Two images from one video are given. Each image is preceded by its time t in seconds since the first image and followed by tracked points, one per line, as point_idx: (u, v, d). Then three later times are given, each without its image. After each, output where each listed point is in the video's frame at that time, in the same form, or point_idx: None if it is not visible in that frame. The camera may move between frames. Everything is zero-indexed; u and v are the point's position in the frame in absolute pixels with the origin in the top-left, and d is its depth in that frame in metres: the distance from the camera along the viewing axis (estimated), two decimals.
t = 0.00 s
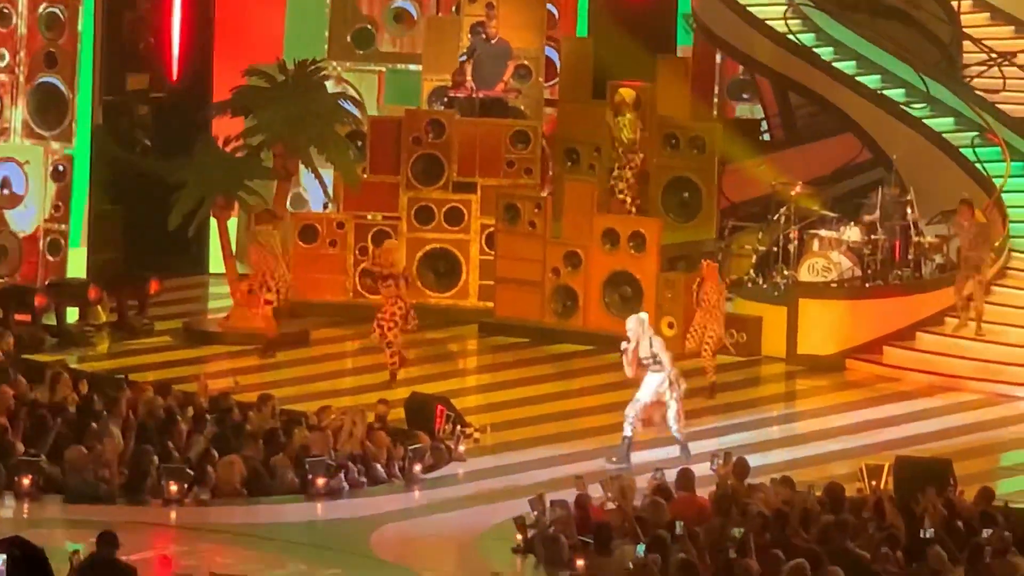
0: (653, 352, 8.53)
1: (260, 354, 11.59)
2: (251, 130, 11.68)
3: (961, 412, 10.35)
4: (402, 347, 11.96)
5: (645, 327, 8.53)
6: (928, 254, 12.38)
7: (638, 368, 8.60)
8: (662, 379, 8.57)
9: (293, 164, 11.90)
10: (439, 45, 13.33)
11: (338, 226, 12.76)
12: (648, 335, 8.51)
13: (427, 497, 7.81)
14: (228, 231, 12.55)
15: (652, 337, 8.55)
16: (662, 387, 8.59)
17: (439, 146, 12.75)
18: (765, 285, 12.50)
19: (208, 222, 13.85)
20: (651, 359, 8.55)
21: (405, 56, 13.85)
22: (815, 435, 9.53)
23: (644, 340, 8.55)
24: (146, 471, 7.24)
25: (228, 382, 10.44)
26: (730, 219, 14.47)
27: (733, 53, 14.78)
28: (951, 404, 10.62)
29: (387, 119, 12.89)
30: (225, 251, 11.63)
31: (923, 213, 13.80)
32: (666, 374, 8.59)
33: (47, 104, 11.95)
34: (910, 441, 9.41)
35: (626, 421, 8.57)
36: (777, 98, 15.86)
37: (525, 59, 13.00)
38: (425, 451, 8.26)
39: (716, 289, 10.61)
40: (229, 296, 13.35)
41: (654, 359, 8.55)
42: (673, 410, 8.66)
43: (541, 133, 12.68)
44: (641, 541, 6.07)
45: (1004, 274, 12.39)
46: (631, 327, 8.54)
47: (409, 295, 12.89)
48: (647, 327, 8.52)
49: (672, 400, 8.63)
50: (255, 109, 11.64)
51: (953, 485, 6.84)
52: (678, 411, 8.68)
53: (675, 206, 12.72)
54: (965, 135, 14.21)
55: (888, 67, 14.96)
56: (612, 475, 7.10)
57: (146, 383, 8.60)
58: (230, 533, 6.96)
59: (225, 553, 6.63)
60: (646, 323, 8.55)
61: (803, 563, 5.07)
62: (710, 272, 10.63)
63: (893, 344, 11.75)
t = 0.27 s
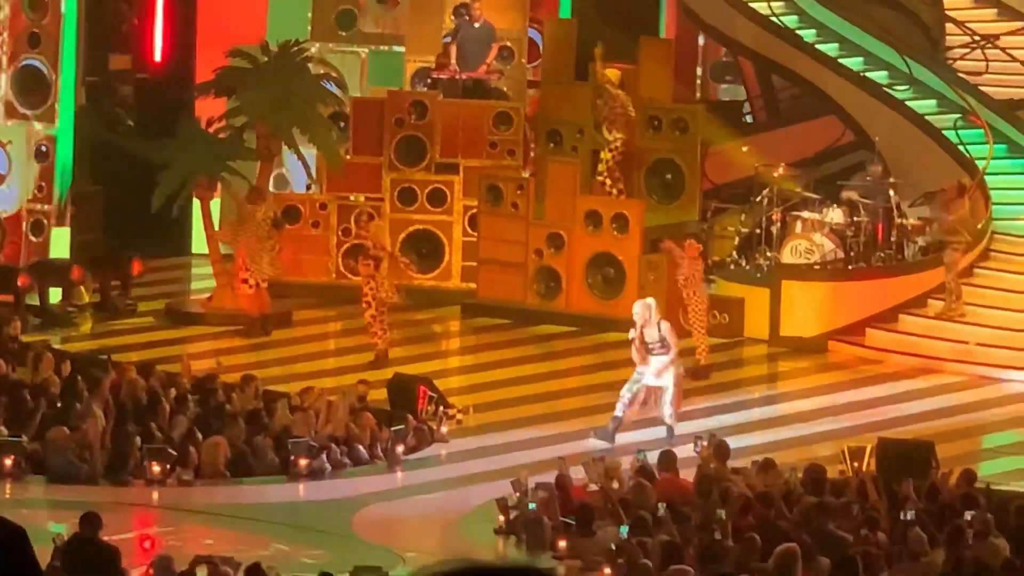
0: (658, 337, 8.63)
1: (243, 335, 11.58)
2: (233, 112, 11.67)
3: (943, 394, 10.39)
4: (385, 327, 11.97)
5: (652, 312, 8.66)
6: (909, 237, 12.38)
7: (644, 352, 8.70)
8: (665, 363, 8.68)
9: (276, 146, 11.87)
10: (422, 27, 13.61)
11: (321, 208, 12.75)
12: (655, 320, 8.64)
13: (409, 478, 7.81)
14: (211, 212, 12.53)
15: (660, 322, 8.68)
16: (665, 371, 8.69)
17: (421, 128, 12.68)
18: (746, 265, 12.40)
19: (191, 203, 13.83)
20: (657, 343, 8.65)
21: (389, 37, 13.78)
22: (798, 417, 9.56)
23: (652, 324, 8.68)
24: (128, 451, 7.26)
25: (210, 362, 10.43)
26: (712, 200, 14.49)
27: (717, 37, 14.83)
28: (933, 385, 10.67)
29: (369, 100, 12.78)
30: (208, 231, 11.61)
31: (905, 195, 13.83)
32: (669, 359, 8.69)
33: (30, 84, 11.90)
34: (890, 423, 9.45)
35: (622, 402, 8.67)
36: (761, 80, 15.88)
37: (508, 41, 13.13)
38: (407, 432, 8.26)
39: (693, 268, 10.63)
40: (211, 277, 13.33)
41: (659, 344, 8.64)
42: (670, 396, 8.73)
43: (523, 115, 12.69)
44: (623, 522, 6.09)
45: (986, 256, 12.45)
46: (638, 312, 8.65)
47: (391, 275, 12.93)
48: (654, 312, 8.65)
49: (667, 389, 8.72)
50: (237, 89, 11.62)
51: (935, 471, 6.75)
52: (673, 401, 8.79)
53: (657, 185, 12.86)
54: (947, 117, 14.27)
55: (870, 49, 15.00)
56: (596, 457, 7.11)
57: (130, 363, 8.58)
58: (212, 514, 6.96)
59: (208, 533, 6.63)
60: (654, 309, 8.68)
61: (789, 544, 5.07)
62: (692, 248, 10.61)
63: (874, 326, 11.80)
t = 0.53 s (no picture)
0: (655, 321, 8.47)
1: (224, 322, 11.57)
2: (213, 99, 11.61)
3: (923, 382, 10.43)
4: (367, 315, 11.97)
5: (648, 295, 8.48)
6: (891, 225, 12.49)
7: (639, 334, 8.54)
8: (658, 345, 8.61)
9: (257, 132, 11.85)
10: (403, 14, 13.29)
11: (302, 194, 12.70)
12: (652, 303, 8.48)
13: (390, 465, 7.82)
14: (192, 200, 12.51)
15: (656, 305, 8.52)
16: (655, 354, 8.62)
17: (403, 115, 12.66)
18: (729, 254, 12.55)
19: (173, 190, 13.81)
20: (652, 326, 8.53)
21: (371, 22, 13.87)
22: (779, 404, 9.61)
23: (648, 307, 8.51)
24: (109, 440, 7.22)
25: (192, 350, 10.42)
26: (694, 188, 14.52)
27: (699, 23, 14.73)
28: (913, 372, 10.71)
29: (352, 87, 12.73)
30: (189, 219, 11.60)
31: (886, 182, 13.92)
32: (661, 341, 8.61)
33: (11, 70, 11.75)
34: (871, 411, 9.48)
35: (617, 389, 8.66)
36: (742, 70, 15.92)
37: (490, 28, 13.19)
38: (388, 419, 8.29)
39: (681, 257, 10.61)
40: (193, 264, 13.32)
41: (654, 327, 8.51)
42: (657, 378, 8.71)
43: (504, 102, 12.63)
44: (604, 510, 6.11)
45: (966, 243, 12.51)
46: (635, 295, 8.46)
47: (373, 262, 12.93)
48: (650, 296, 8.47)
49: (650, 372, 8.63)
50: (218, 76, 11.59)
51: (916, 457, 6.78)
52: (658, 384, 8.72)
53: (639, 173, 12.85)
54: (929, 104, 14.27)
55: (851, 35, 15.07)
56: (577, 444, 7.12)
57: (110, 350, 8.57)
58: (194, 501, 6.96)
59: (190, 521, 6.63)
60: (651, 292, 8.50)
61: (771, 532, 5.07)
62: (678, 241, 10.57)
63: (855, 314, 11.83)
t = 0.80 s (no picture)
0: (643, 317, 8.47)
1: (213, 325, 11.56)
2: (200, 101, 11.59)
3: (911, 383, 10.44)
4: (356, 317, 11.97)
5: (643, 292, 8.47)
6: (879, 225, 12.44)
7: (626, 328, 8.59)
8: (646, 343, 8.57)
9: (245, 134, 11.83)
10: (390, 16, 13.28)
11: (291, 197, 12.72)
12: (644, 300, 8.48)
13: (379, 468, 7.81)
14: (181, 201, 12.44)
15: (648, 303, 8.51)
16: (643, 353, 8.58)
17: (391, 116, 12.67)
18: (716, 254, 12.55)
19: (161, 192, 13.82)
20: (640, 323, 8.55)
21: (356, 27, 13.83)
22: (768, 405, 9.63)
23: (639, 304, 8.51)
24: (96, 442, 7.19)
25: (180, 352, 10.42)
26: (682, 189, 14.54)
27: (685, 23, 14.76)
28: (902, 374, 10.73)
29: (342, 89, 12.78)
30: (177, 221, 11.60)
31: (876, 183, 13.92)
32: (650, 340, 8.58)
33: None
34: (859, 412, 9.49)
35: (606, 384, 8.70)
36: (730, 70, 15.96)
37: (478, 29, 13.06)
38: (378, 420, 8.31)
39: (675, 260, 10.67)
40: (181, 266, 13.31)
41: (641, 323, 8.54)
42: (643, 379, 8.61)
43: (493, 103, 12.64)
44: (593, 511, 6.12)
45: (954, 244, 12.54)
46: (629, 289, 8.48)
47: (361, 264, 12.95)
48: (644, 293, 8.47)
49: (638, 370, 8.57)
50: (206, 78, 11.56)
51: (905, 457, 6.79)
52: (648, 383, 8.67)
53: (627, 174, 12.89)
54: (919, 105, 14.32)
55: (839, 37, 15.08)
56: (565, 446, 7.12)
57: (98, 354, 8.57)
58: (183, 504, 6.96)
59: (179, 523, 6.63)
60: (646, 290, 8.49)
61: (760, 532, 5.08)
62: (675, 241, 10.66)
63: (844, 314, 11.86)
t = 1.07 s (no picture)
0: (629, 329, 8.53)
1: (202, 336, 11.55)
2: (190, 113, 11.60)
3: (901, 392, 10.45)
4: (346, 328, 11.98)
5: (637, 304, 8.58)
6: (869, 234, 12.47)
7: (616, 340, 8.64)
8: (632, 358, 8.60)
9: (235, 146, 11.84)
10: (381, 26, 13.26)
11: (280, 209, 12.69)
12: (634, 312, 8.56)
13: (370, 479, 7.80)
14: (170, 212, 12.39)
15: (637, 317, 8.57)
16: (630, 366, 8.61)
17: (380, 127, 12.68)
18: (707, 264, 12.60)
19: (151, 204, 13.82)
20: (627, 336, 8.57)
21: (345, 38, 13.83)
22: (758, 414, 9.64)
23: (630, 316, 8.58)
24: (87, 455, 7.23)
25: (170, 364, 10.42)
26: (671, 199, 14.57)
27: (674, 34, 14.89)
28: (892, 383, 10.74)
29: (329, 101, 12.77)
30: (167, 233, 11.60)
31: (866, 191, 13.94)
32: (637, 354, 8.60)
33: None
34: (849, 421, 9.50)
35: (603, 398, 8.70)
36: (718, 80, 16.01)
37: (466, 40, 13.05)
38: (369, 431, 8.31)
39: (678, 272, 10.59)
40: (171, 278, 13.31)
41: (628, 337, 8.56)
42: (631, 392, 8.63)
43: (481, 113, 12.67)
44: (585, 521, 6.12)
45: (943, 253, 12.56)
46: (624, 299, 8.61)
47: (351, 275, 12.96)
48: (639, 304, 8.57)
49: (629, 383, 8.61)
50: (195, 90, 11.57)
51: (896, 466, 6.80)
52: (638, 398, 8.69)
53: (616, 184, 12.95)
54: (907, 114, 14.36)
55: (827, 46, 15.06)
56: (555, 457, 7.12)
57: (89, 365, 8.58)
58: (174, 515, 6.95)
59: (170, 535, 6.62)
60: (640, 302, 8.58)
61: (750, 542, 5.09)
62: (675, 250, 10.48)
63: (834, 323, 11.87)
